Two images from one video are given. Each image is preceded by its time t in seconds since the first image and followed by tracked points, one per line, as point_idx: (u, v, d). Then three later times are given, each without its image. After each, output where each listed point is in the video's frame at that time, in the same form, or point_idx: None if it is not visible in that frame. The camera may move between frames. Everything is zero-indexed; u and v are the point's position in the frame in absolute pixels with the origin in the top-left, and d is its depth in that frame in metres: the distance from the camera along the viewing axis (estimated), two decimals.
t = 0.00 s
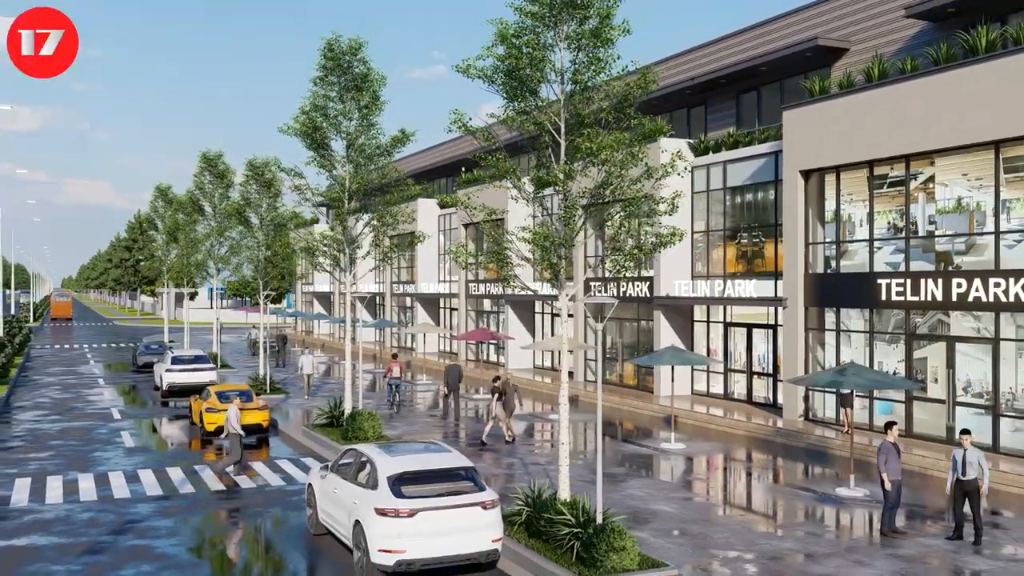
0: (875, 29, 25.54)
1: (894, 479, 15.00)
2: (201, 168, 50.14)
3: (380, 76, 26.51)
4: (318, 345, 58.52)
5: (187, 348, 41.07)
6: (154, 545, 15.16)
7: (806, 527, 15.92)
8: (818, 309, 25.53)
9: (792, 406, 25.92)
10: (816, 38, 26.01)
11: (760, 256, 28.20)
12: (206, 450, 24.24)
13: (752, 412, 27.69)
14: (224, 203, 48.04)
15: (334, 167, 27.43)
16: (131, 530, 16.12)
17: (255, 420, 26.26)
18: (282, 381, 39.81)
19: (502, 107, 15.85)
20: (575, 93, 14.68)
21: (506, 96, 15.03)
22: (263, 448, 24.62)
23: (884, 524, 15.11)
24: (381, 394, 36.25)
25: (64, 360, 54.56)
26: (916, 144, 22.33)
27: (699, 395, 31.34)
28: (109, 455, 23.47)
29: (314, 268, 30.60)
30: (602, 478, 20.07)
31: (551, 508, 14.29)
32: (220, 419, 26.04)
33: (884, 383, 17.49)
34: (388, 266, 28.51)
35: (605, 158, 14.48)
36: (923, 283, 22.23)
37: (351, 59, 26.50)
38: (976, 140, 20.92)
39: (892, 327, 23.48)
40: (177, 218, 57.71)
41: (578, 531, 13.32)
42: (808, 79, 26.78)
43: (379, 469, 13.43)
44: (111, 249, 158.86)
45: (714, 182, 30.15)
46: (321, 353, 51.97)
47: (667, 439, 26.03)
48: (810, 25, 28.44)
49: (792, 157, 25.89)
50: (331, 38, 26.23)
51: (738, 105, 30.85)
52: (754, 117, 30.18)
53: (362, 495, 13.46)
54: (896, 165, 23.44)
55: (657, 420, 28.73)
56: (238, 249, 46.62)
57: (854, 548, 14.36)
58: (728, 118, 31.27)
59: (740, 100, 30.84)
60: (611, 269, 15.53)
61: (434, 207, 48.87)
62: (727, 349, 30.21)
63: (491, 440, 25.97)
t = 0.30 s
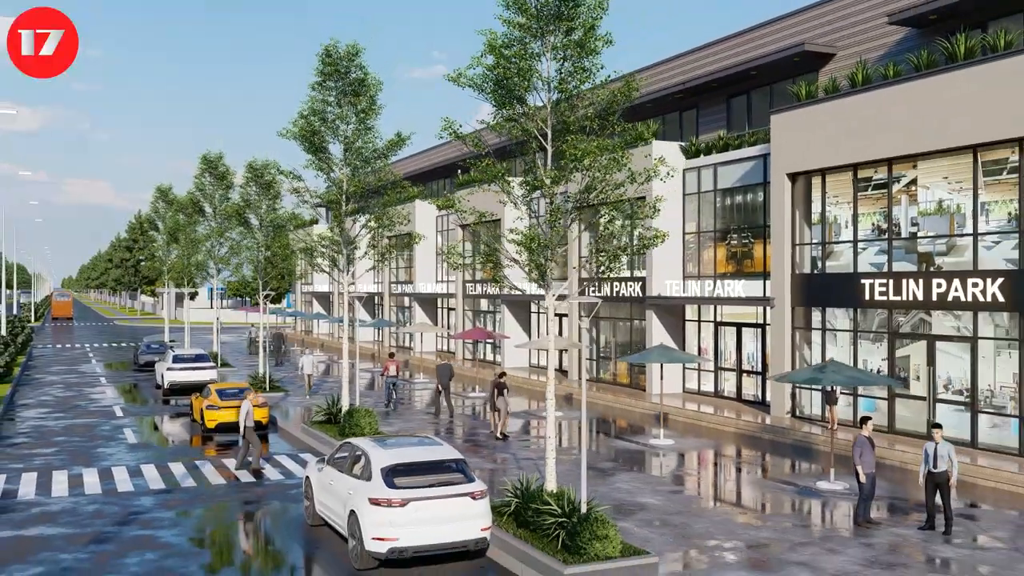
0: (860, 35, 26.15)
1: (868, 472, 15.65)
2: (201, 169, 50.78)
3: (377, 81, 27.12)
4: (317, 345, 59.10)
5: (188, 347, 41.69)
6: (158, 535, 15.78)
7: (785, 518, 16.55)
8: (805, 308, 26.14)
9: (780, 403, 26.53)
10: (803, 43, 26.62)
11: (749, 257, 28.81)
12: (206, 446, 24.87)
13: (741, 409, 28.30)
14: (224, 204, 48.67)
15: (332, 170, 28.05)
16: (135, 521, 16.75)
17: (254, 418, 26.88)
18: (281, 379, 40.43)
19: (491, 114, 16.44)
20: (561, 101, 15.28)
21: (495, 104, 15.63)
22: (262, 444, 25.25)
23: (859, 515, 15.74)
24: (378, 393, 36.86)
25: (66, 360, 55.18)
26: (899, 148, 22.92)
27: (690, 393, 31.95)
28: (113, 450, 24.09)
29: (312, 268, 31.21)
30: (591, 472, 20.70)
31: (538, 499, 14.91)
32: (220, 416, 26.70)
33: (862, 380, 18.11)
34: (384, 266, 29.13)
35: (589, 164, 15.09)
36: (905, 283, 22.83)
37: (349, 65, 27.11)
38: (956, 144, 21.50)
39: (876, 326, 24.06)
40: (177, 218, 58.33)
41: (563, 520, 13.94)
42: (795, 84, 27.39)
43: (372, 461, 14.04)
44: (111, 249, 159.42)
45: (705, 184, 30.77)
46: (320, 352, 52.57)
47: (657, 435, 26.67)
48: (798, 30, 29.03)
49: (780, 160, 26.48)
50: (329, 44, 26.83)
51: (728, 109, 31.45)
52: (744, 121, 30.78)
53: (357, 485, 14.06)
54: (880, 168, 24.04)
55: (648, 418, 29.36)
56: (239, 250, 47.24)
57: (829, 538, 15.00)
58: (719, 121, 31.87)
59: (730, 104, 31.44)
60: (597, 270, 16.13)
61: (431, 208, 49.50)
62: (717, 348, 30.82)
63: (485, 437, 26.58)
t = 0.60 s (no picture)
0: (845, 41, 26.80)
1: (843, 465, 16.31)
2: (202, 171, 51.45)
3: (373, 87, 27.77)
4: (317, 344, 59.73)
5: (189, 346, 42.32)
6: (161, 525, 16.45)
7: (765, 510, 17.21)
8: (791, 307, 26.78)
9: (767, 400, 27.19)
10: (790, 49, 27.26)
11: (738, 258, 29.46)
12: (207, 442, 25.52)
13: (730, 406, 28.93)
14: (225, 205, 49.32)
15: (329, 172, 28.69)
16: (139, 512, 17.42)
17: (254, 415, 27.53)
18: (280, 378, 41.08)
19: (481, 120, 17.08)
20: (547, 109, 15.92)
21: (485, 111, 16.26)
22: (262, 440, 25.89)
23: (835, 506, 16.38)
24: (376, 391, 37.49)
25: (68, 359, 55.86)
26: (881, 152, 23.56)
27: (681, 391, 32.60)
28: (116, 446, 24.76)
29: (311, 269, 31.84)
30: (580, 467, 21.35)
31: (526, 490, 15.56)
32: (221, 413, 27.33)
33: (840, 377, 18.74)
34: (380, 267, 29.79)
35: (574, 169, 15.74)
36: (887, 283, 23.46)
37: (346, 70, 27.75)
38: (935, 148, 22.13)
39: (859, 325, 24.69)
40: (178, 219, 59.00)
41: (549, 510, 14.58)
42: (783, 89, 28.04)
43: (367, 453, 14.68)
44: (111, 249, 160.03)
45: (696, 186, 31.42)
46: (319, 352, 53.20)
47: (647, 432, 27.33)
48: (786, 36, 29.66)
49: (767, 163, 27.13)
50: (327, 50, 27.48)
51: (718, 112, 32.09)
52: (734, 124, 31.43)
53: (352, 477, 14.71)
54: (864, 171, 24.67)
55: (639, 415, 30.02)
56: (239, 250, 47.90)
57: (805, 527, 15.65)
58: (709, 124, 32.52)
59: (720, 107, 32.09)
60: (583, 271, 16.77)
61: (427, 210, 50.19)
62: (707, 346, 31.45)
63: (480, 433, 27.22)
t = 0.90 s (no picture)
0: (830, 47, 27.46)
1: (819, 458, 16.99)
2: (202, 172, 52.10)
3: (369, 92, 28.43)
4: (316, 343, 60.34)
5: (189, 345, 42.98)
6: (164, 516, 17.11)
7: (746, 501, 17.86)
8: (778, 307, 27.43)
9: (754, 397, 27.85)
10: (777, 54, 27.93)
11: (727, 258, 30.10)
12: (208, 438, 26.18)
13: (720, 403, 29.58)
14: (225, 207, 49.95)
15: (327, 175, 29.34)
16: (142, 504, 18.08)
17: (253, 412, 28.19)
18: (280, 376, 41.72)
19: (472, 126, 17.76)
20: (534, 117, 16.58)
21: (475, 118, 16.94)
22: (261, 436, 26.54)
23: (811, 497, 17.03)
24: (373, 389, 38.12)
25: (70, 358, 56.56)
26: (864, 156, 24.19)
27: (672, 389, 33.26)
28: (119, 442, 25.42)
29: (309, 270, 32.50)
30: (570, 462, 22.01)
31: (514, 481, 16.22)
32: (221, 410, 27.94)
33: (821, 373, 19.44)
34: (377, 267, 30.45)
35: (560, 174, 16.41)
36: (869, 283, 24.11)
37: (343, 76, 28.40)
38: (915, 152, 22.76)
39: (844, 324, 25.33)
40: (179, 219, 59.62)
41: (535, 500, 15.26)
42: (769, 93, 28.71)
43: (361, 446, 15.34)
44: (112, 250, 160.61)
45: (687, 188, 32.07)
46: (318, 351, 53.82)
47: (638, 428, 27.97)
48: (774, 41, 30.33)
49: (755, 166, 27.77)
50: (325, 56, 28.14)
51: (709, 116, 32.77)
52: (724, 127, 32.10)
53: (347, 468, 15.37)
54: (848, 174, 25.31)
55: (631, 412, 30.67)
56: (239, 251, 48.55)
57: (782, 518, 16.30)
58: (700, 128, 33.19)
59: (711, 111, 32.76)
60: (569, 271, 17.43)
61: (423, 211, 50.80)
62: (697, 345, 32.11)
63: (474, 430, 27.86)
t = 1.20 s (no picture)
0: (816, 53, 28.15)
1: (797, 451, 17.71)
2: (203, 174, 52.79)
3: (366, 96, 29.10)
4: (315, 342, 61.00)
5: (190, 344, 43.66)
6: (167, 507, 17.80)
7: (727, 493, 18.57)
8: (765, 306, 28.12)
9: (741, 395, 28.54)
10: (764, 60, 28.61)
11: (717, 259, 30.78)
12: (209, 434, 26.88)
13: (709, 401, 30.26)
14: (225, 208, 50.62)
15: (324, 178, 30.02)
16: (146, 496, 18.78)
17: (253, 409, 28.95)
18: (279, 374, 42.40)
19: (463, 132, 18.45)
20: (522, 124, 17.27)
21: (466, 125, 17.63)
22: (261, 433, 27.26)
23: (789, 489, 17.73)
24: (371, 387, 38.81)
25: (73, 357, 57.25)
26: (846, 160, 24.85)
27: (664, 387, 33.96)
28: (123, 438, 26.12)
29: (308, 270, 33.19)
30: (561, 457, 22.70)
31: (503, 474, 16.92)
32: (221, 407, 28.65)
33: (804, 370, 20.20)
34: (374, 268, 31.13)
35: (546, 179, 17.11)
36: (852, 283, 24.77)
37: (341, 80, 29.07)
38: (896, 156, 23.41)
39: (828, 324, 25.99)
40: (179, 220, 60.28)
41: (523, 491, 15.97)
42: (757, 97, 29.39)
43: (356, 440, 16.02)
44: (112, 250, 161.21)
45: (678, 190, 32.75)
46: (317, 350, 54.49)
47: (628, 425, 28.67)
48: (762, 47, 31.00)
49: (742, 169, 28.45)
50: (323, 62, 28.80)
51: (700, 119, 33.45)
52: (715, 131, 32.78)
53: (342, 461, 16.04)
54: (832, 177, 25.97)
55: (622, 409, 31.36)
56: (239, 251, 49.23)
57: (760, 509, 16.99)
58: (691, 131, 33.85)
59: (702, 115, 33.44)
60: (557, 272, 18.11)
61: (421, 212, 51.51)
62: (688, 344, 32.78)
63: (469, 427, 28.55)
